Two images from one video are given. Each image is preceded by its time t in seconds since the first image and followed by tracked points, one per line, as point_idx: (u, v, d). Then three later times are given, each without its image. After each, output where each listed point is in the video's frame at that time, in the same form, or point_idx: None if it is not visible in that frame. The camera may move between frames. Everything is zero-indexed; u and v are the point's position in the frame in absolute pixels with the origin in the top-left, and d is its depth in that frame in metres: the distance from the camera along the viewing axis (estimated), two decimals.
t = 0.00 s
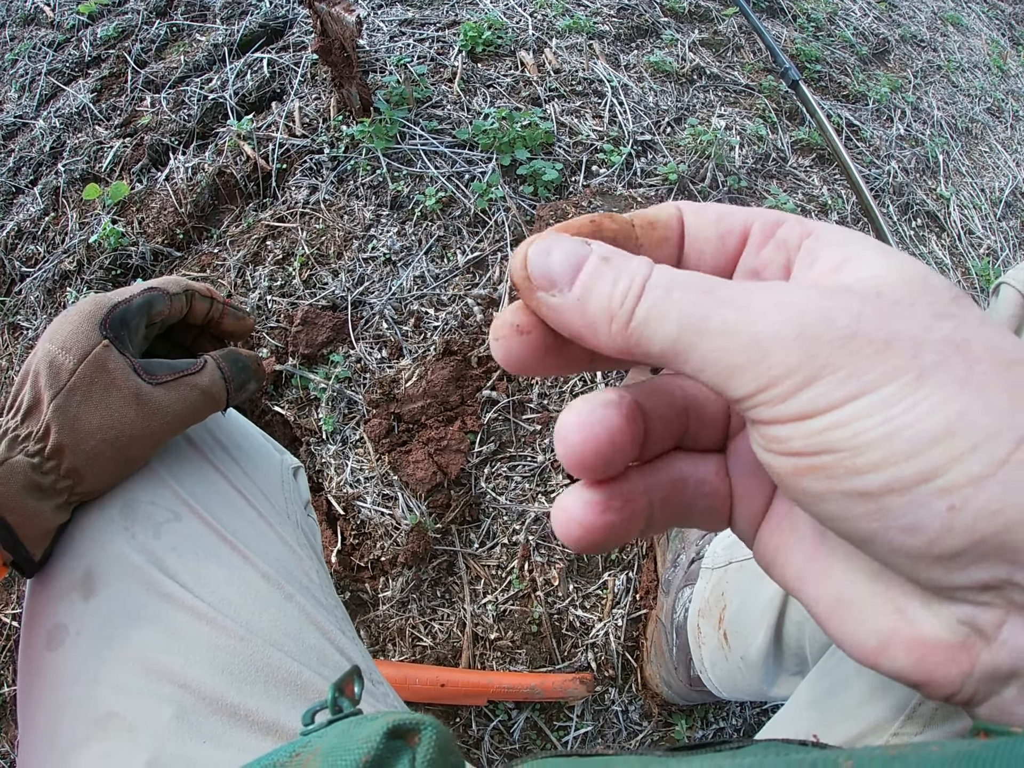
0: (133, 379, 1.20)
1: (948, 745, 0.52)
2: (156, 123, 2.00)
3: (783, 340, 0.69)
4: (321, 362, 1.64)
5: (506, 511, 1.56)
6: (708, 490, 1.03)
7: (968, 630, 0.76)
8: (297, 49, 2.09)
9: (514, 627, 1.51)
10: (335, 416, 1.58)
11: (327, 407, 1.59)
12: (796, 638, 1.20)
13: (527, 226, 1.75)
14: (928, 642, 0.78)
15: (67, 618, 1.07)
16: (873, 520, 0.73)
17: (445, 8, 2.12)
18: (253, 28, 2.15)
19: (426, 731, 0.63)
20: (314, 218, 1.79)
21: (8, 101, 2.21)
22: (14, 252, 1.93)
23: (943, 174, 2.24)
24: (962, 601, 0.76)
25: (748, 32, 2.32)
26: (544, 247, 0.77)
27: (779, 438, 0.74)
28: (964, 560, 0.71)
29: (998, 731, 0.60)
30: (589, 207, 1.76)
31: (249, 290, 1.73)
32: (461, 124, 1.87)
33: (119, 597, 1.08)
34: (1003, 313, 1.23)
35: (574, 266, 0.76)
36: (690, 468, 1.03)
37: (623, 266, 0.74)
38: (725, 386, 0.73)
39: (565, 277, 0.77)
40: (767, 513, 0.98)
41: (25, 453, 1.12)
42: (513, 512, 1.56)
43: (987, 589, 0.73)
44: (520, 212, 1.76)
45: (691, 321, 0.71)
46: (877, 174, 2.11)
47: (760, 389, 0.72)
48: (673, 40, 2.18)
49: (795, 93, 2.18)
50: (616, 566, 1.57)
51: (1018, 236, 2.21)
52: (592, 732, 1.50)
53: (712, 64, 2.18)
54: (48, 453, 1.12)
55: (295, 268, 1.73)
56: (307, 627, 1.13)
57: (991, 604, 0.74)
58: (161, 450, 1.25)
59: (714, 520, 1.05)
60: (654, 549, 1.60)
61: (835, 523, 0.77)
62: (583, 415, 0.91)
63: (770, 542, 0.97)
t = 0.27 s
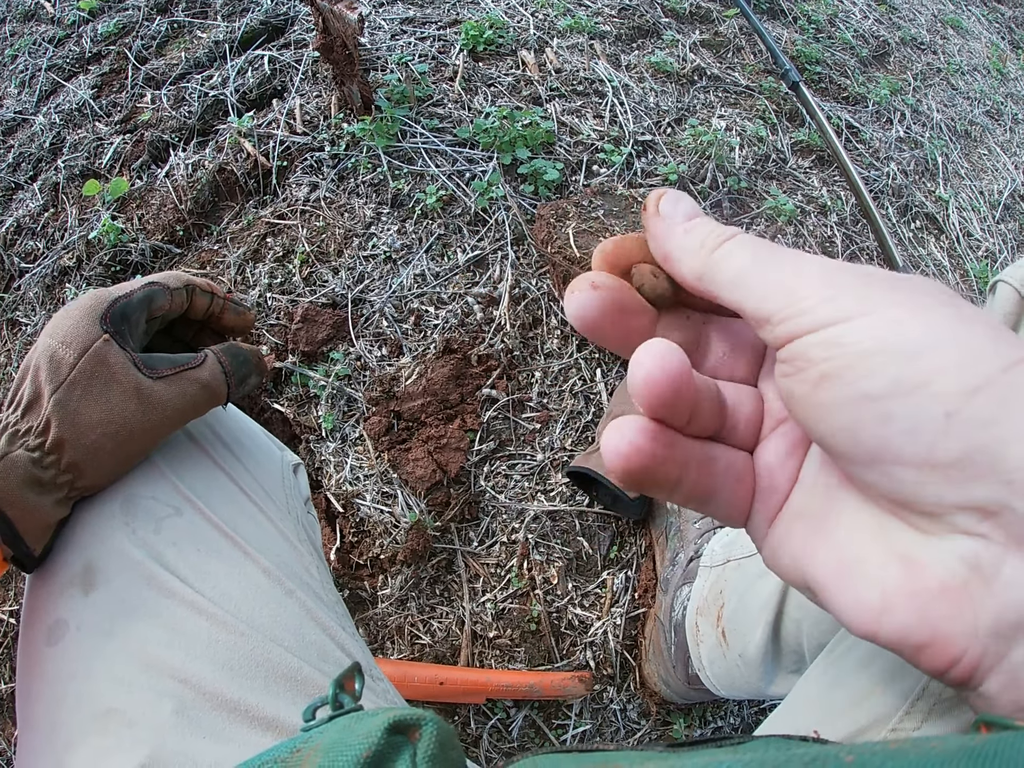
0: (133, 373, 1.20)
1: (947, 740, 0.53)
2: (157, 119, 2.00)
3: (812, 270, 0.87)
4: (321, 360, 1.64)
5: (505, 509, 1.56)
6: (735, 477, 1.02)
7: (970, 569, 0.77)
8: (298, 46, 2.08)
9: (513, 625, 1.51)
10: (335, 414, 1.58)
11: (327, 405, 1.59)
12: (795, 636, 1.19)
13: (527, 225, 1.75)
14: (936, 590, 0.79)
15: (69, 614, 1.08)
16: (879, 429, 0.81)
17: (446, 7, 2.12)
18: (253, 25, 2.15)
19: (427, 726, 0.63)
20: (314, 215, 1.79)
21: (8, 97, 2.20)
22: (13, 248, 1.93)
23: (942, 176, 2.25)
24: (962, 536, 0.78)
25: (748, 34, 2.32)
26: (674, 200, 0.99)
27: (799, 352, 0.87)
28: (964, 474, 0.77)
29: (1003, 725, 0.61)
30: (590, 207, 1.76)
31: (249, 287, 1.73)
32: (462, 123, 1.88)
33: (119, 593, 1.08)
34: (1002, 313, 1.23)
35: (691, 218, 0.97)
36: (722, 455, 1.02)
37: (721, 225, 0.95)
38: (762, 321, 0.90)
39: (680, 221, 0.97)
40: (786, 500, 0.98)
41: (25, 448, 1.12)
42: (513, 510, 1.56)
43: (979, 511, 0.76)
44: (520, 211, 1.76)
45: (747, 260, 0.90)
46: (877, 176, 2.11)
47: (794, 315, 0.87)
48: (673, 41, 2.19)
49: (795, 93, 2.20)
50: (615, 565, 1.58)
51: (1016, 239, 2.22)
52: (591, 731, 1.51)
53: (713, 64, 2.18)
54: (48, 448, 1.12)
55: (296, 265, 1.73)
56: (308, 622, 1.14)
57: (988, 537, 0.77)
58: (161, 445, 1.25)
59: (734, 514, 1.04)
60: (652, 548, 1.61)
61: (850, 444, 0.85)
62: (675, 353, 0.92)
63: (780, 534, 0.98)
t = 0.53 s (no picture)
0: (131, 369, 1.19)
1: (949, 739, 0.53)
2: (157, 116, 1.99)
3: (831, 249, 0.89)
4: (320, 358, 1.64)
5: (504, 508, 1.56)
6: (702, 464, 1.12)
7: (983, 580, 0.77)
8: (299, 44, 2.08)
9: (511, 624, 1.51)
10: (334, 412, 1.58)
11: (326, 403, 1.59)
12: (794, 636, 1.18)
13: (527, 224, 1.75)
14: (946, 597, 0.77)
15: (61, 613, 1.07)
16: (903, 419, 0.82)
17: (447, 6, 2.12)
18: (254, 23, 2.15)
19: (426, 725, 0.62)
20: (314, 213, 1.79)
21: (8, 93, 2.20)
22: (12, 245, 1.92)
23: (942, 177, 2.25)
24: (977, 544, 0.78)
25: (749, 34, 2.32)
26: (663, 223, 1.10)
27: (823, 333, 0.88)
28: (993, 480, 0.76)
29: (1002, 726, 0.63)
30: (590, 206, 1.77)
31: (249, 284, 1.72)
32: (462, 121, 1.88)
33: (116, 591, 1.08)
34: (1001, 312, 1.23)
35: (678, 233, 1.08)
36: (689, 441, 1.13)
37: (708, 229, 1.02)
38: (774, 295, 0.94)
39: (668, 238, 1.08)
40: (771, 492, 1.04)
41: (23, 443, 1.12)
42: (512, 509, 1.56)
43: (996, 519, 0.77)
44: (520, 209, 1.76)
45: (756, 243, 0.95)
46: (877, 176, 2.12)
47: (809, 291, 0.89)
48: (674, 41, 2.19)
49: (796, 94, 2.20)
50: (615, 564, 1.58)
51: (1016, 240, 2.22)
52: (589, 730, 1.50)
53: (713, 64, 2.18)
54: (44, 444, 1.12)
55: (296, 262, 1.73)
56: (305, 620, 1.14)
57: (1005, 544, 0.77)
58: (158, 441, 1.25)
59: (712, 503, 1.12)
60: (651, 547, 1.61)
61: (866, 431, 0.85)
62: (578, 341, 1.06)
63: (779, 533, 0.99)
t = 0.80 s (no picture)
0: (106, 359, 1.13)
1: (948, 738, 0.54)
2: (156, 115, 1.99)
3: (818, 242, 0.72)
4: (319, 356, 1.64)
5: (502, 507, 1.56)
6: (708, 414, 1.11)
7: (983, 589, 0.77)
8: (298, 43, 2.08)
9: (509, 624, 1.51)
10: (332, 411, 1.58)
11: (324, 402, 1.59)
12: (790, 635, 1.18)
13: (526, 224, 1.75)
14: (949, 586, 0.78)
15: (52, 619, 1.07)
16: (903, 431, 0.75)
17: (447, 5, 2.11)
18: (254, 22, 2.15)
19: (427, 725, 0.62)
20: (313, 212, 1.79)
21: (7, 92, 2.19)
22: (10, 242, 1.92)
23: (941, 178, 2.25)
24: (986, 541, 0.77)
25: (749, 34, 2.32)
26: (599, 195, 0.84)
27: (816, 343, 0.76)
28: (995, 487, 0.72)
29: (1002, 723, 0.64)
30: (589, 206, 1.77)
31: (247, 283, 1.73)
32: (462, 121, 1.88)
33: (112, 592, 1.08)
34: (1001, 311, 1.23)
35: (622, 203, 0.82)
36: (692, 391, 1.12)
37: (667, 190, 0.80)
38: (759, 292, 0.76)
39: (613, 211, 0.82)
40: (775, 452, 1.02)
41: None
42: (509, 508, 1.56)
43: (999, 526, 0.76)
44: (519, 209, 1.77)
45: (730, 225, 0.74)
46: (876, 177, 2.12)
47: (797, 294, 0.74)
48: (674, 41, 2.19)
49: (795, 94, 2.20)
50: (612, 563, 1.59)
51: (1015, 241, 2.22)
52: (586, 730, 1.50)
53: (713, 65, 2.18)
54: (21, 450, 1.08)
55: (294, 261, 1.73)
56: (303, 620, 1.14)
57: (1013, 545, 0.75)
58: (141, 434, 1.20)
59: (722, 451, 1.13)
60: (649, 547, 1.62)
61: (861, 438, 0.79)
62: (562, 300, 1.03)
63: (796, 487, 0.97)
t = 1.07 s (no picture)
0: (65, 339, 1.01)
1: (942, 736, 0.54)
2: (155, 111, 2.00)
3: (818, 186, 0.71)
4: (314, 355, 1.63)
5: (496, 508, 1.56)
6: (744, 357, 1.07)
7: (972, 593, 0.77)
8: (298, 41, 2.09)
9: (501, 624, 1.51)
10: (328, 409, 1.58)
11: (319, 400, 1.59)
12: (783, 636, 1.18)
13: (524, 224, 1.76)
14: (958, 517, 0.77)
15: (90, 613, 0.89)
16: (902, 373, 0.74)
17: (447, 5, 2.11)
18: (255, 19, 2.15)
19: (428, 726, 0.64)
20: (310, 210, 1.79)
21: (5, 85, 2.16)
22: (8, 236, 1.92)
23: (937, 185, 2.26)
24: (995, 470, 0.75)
25: (749, 38, 2.32)
26: (563, 125, 0.79)
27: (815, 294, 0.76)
28: (994, 421, 0.71)
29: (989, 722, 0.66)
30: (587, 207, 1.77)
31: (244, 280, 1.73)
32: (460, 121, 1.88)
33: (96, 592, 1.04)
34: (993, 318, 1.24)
35: (592, 141, 0.79)
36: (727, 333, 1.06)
37: (643, 134, 0.77)
38: (756, 244, 0.76)
39: (586, 150, 0.79)
40: (793, 386, 1.00)
41: None
42: (503, 509, 1.56)
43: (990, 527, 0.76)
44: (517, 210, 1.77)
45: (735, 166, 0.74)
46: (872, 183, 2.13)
47: (796, 244, 0.74)
48: (673, 45, 2.20)
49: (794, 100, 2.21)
50: (605, 565, 1.59)
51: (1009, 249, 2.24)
52: (578, 730, 1.51)
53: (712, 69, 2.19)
54: None
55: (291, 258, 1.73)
56: (294, 624, 1.17)
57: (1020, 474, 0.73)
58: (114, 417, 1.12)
59: (740, 393, 1.07)
60: (642, 548, 1.63)
61: (867, 384, 0.78)
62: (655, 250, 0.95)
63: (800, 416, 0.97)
